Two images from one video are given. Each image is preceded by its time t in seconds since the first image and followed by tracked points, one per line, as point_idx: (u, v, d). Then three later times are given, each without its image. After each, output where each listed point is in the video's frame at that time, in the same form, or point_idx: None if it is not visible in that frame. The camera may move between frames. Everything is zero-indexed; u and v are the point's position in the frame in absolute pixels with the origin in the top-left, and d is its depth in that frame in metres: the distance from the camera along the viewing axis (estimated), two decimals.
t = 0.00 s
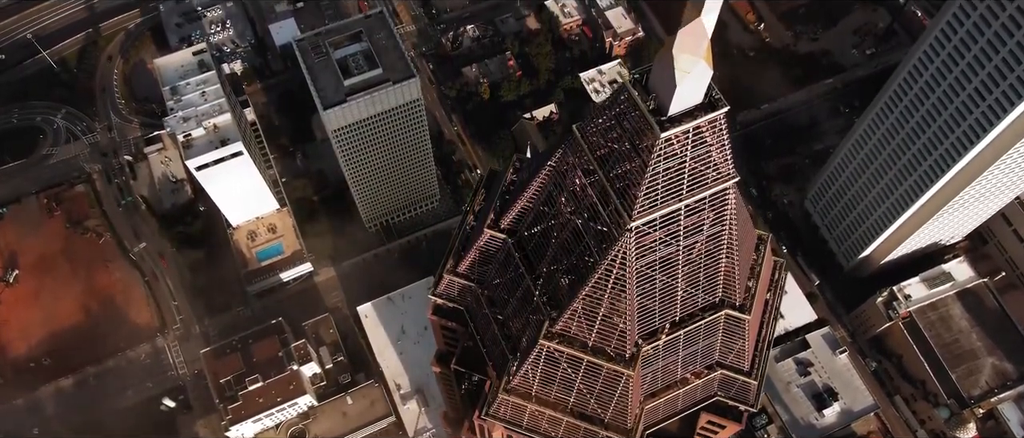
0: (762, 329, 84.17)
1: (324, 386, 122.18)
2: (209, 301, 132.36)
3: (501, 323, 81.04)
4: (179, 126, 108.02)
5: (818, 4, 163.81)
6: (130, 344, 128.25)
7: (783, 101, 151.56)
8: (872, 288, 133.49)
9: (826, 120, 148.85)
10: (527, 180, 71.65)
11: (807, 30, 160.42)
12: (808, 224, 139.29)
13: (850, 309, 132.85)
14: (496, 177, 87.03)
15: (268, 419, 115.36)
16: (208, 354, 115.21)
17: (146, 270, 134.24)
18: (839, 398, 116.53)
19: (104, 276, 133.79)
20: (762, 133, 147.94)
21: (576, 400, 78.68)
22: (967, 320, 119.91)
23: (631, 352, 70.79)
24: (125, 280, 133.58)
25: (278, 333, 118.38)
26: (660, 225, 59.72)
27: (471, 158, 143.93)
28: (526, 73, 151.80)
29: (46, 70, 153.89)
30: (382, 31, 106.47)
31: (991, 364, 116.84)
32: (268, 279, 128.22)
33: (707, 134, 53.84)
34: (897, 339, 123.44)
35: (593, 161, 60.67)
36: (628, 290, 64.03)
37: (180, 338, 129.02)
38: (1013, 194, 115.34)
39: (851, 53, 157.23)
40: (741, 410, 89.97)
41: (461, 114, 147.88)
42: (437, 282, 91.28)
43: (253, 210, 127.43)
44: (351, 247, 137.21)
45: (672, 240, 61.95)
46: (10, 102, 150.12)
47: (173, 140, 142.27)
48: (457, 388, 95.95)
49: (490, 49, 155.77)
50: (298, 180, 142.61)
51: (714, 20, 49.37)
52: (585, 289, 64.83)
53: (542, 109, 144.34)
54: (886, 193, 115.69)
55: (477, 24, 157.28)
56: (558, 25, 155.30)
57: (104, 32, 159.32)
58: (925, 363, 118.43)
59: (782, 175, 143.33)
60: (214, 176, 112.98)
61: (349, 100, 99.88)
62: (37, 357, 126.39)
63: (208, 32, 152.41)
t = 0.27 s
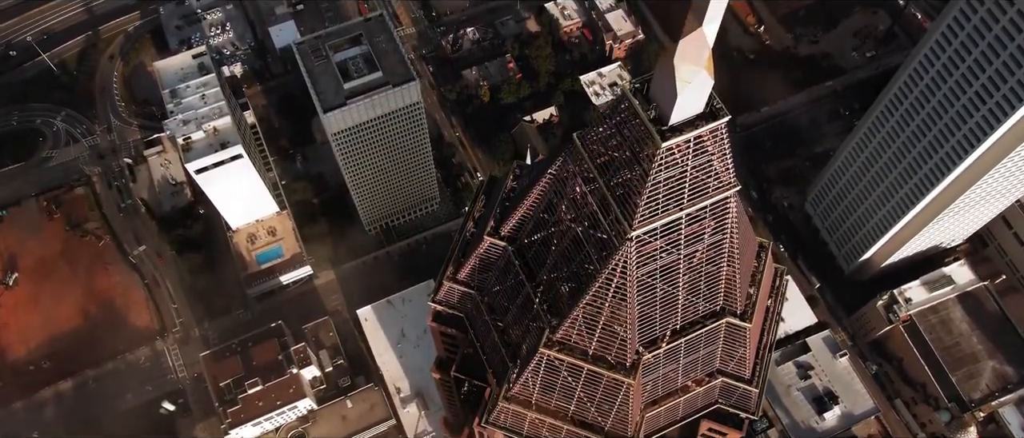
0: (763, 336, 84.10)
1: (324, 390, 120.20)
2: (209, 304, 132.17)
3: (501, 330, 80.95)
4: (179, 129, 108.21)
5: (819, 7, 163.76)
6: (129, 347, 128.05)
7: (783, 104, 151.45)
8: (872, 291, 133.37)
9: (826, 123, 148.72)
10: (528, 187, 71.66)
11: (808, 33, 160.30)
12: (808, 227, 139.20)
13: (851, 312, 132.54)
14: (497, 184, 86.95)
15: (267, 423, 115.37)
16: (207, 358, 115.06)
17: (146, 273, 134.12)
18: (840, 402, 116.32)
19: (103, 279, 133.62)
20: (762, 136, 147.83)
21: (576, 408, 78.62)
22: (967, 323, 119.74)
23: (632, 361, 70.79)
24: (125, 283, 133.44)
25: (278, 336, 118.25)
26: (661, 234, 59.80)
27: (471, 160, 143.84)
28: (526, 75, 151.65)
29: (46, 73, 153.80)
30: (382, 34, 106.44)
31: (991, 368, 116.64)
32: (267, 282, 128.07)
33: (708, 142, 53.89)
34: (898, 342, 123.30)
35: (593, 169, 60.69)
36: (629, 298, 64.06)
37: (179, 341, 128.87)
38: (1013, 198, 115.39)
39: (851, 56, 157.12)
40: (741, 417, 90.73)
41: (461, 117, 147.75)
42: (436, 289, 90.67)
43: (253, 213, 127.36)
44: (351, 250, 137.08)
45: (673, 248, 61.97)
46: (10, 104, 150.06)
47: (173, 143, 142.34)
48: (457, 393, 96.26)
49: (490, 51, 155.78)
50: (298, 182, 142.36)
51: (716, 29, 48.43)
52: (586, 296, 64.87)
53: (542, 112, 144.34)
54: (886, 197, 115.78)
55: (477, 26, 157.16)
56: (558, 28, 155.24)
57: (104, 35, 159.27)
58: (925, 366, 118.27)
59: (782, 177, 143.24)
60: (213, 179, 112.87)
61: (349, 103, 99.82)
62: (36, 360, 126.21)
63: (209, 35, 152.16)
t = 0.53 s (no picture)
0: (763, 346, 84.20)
1: (323, 394, 122.01)
2: (208, 307, 132.00)
3: (502, 339, 80.90)
4: (178, 133, 108.02)
5: (819, 10, 163.70)
6: (129, 351, 127.84)
7: (783, 107, 151.36)
8: (873, 295, 133.13)
9: (826, 126, 148.59)
10: (529, 195, 71.64)
11: (808, 36, 160.22)
12: (808, 231, 139.13)
13: (852, 315, 132.32)
14: (497, 191, 86.80)
15: (267, 427, 115.20)
16: (207, 361, 114.88)
17: (146, 276, 134.09)
18: (841, 406, 116.24)
19: (103, 282, 133.38)
20: (762, 139, 147.66)
21: (577, 417, 78.64)
22: (968, 327, 119.52)
23: (633, 371, 70.75)
24: (124, 286, 133.18)
25: (278, 340, 118.04)
26: (662, 244, 59.78)
27: (471, 163, 143.57)
28: (526, 79, 151.58)
29: (46, 76, 153.74)
30: (382, 38, 106.28)
31: (992, 372, 116.44)
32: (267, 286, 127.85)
33: (709, 153, 53.81)
34: (898, 346, 123.07)
35: (594, 179, 60.66)
36: (630, 307, 64.07)
37: (179, 345, 128.73)
38: (1014, 202, 115.41)
39: (851, 59, 157.01)
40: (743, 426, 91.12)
41: (461, 120, 147.69)
42: (437, 297, 90.53)
43: (253, 217, 127.24)
44: (351, 253, 136.81)
45: (674, 259, 61.96)
46: (10, 107, 149.94)
47: (173, 146, 142.22)
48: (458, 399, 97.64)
49: (490, 54, 155.79)
50: (298, 185, 142.08)
51: (718, 42, 48.75)
52: (587, 305, 64.85)
53: (542, 115, 144.28)
54: (886, 201, 115.77)
55: (477, 29, 157.07)
56: (558, 31, 155.24)
57: (104, 37, 159.19)
58: (925, 371, 118.06)
59: (783, 181, 143.16)
60: (213, 182, 112.67)
61: (349, 107, 99.69)
62: (36, 364, 126.02)
63: (209, 38, 151.18)
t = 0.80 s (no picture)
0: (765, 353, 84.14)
1: (322, 397, 121.92)
2: (208, 311, 131.92)
3: (501, 346, 81.00)
4: (178, 136, 107.78)
5: (819, 13, 163.68)
6: (128, 354, 127.48)
7: (784, 110, 151.30)
8: (873, 298, 133.00)
9: (826, 129, 148.53)
10: (529, 202, 71.78)
11: (808, 39, 160.20)
12: (808, 234, 139.00)
13: (853, 319, 132.24)
14: (497, 197, 86.65)
15: (266, 430, 115.05)
16: (206, 365, 114.75)
17: (146, 279, 134.08)
18: (841, 409, 116.04)
19: (102, 285, 132.93)
20: (762, 142, 147.55)
21: (577, 426, 78.78)
22: (969, 331, 119.39)
23: (634, 379, 71.01)
24: (124, 289, 132.77)
25: (278, 343, 117.89)
26: (663, 253, 60.05)
27: (471, 166, 143.38)
28: (526, 82, 151.47)
29: (46, 78, 153.65)
30: (382, 41, 106.14)
31: (993, 375, 116.32)
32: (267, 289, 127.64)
33: (710, 163, 53.97)
34: (899, 349, 122.96)
35: (594, 188, 60.82)
36: (630, 315, 64.28)
37: (178, 348, 128.67)
38: (1013, 206, 115.53)
39: (852, 61, 156.97)
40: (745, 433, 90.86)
41: (461, 122, 147.67)
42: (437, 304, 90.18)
43: (252, 220, 127.08)
44: (350, 256, 136.17)
45: (675, 267, 62.19)
46: (9, 110, 149.78)
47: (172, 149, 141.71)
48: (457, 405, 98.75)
49: (490, 57, 155.74)
50: (297, 188, 141.75)
51: (720, 52, 48.83)
52: (588, 313, 65.06)
53: (542, 118, 144.22)
54: (886, 205, 115.98)
55: (477, 32, 157.06)
56: (558, 33, 155.25)
57: (104, 40, 159.13)
58: (926, 374, 117.85)
59: (783, 184, 143.05)
60: (213, 185, 112.51)
61: (350, 110, 99.74)
62: (35, 367, 125.72)
63: (209, 40, 151.85)
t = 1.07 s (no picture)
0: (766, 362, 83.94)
1: (323, 402, 120.16)
2: (208, 314, 131.73)
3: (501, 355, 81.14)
4: (178, 140, 107.73)
5: (819, 16, 163.66)
6: (128, 358, 127.00)
7: (784, 113, 151.14)
8: (870, 303, 132.51)
9: (826, 132, 148.34)
10: (530, 211, 71.93)
11: (808, 41, 160.07)
12: (808, 237, 138.85)
13: (853, 322, 131.96)
14: (497, 204, 86.50)
15: (266, 434, 114.89)
16: (206, 369, 114.62)
17: (145, 283, 133.98)
18: (842, 413, 115.72)
19: (102, 289, 132.70)
20: (763, 145, 147.36)
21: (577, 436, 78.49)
22: (970, 335, 119.16)
23: (635, 390, 70.94)
24: (123, 293, 132.53)
25: (278, 347, 117.67)
26: (664, 263, 60.10)
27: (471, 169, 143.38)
28: (526, 85, 151.09)
29: (46, 81, 153.51)
30: (382, 45, 106.07)
31: (993, 379, 116.06)
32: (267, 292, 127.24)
33: (712, 174, 54.05)
34: (900, 353, 122.74)
35: (595, 198, 60.93)
36: (631, 325, 64.27)
37: (178, 352, 128.51)
38: (1013, 211, 115.63)
39: (852, 64, 156.84)
40: None
41: (461, 125, 147.64)
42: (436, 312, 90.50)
43: (252, 223, 126.95)
44: (350, 259, 135.99)
45: (676, 277, 62.21)
46: (9, 113, 149.58)
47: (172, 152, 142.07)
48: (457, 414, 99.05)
49: (490, 60, 155.65)
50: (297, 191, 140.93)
51: (722, 65, 48.70)
52: (589, 322, 65.14)
53: (542, 122, 144.10)
54: (885, 210, 116.11)
55: (477, 35, 157.00)
56: (558, 36, 155.18)
57: (103, 43, 159.03)
58: (927, 378, 117.69)
59: (783, 187, 142.83)
60: (212, 189, 112.31)
61: (349, 114, 99.52)
62: (34, 371, 125.41)
63: (209, 43, 152.69)
